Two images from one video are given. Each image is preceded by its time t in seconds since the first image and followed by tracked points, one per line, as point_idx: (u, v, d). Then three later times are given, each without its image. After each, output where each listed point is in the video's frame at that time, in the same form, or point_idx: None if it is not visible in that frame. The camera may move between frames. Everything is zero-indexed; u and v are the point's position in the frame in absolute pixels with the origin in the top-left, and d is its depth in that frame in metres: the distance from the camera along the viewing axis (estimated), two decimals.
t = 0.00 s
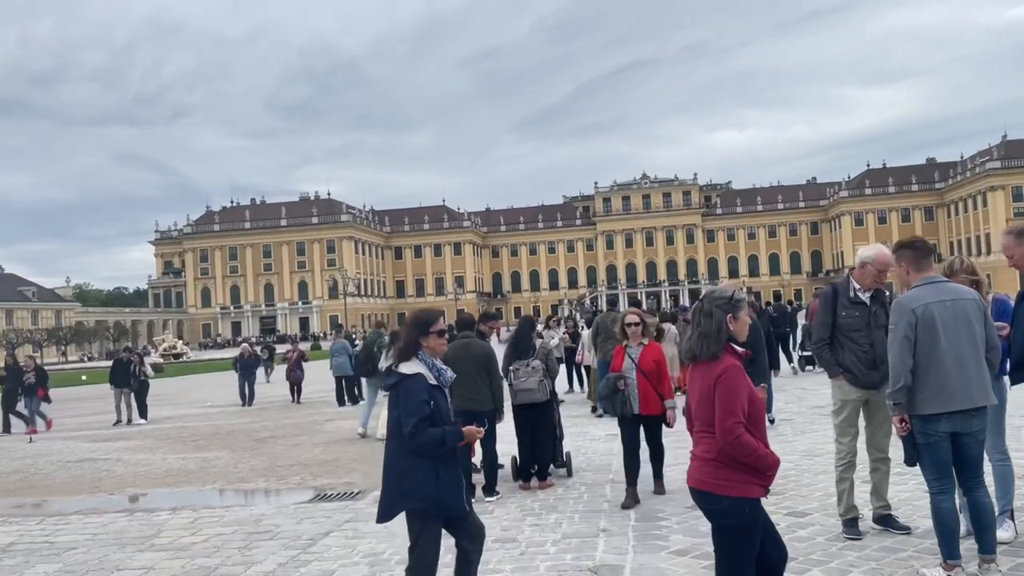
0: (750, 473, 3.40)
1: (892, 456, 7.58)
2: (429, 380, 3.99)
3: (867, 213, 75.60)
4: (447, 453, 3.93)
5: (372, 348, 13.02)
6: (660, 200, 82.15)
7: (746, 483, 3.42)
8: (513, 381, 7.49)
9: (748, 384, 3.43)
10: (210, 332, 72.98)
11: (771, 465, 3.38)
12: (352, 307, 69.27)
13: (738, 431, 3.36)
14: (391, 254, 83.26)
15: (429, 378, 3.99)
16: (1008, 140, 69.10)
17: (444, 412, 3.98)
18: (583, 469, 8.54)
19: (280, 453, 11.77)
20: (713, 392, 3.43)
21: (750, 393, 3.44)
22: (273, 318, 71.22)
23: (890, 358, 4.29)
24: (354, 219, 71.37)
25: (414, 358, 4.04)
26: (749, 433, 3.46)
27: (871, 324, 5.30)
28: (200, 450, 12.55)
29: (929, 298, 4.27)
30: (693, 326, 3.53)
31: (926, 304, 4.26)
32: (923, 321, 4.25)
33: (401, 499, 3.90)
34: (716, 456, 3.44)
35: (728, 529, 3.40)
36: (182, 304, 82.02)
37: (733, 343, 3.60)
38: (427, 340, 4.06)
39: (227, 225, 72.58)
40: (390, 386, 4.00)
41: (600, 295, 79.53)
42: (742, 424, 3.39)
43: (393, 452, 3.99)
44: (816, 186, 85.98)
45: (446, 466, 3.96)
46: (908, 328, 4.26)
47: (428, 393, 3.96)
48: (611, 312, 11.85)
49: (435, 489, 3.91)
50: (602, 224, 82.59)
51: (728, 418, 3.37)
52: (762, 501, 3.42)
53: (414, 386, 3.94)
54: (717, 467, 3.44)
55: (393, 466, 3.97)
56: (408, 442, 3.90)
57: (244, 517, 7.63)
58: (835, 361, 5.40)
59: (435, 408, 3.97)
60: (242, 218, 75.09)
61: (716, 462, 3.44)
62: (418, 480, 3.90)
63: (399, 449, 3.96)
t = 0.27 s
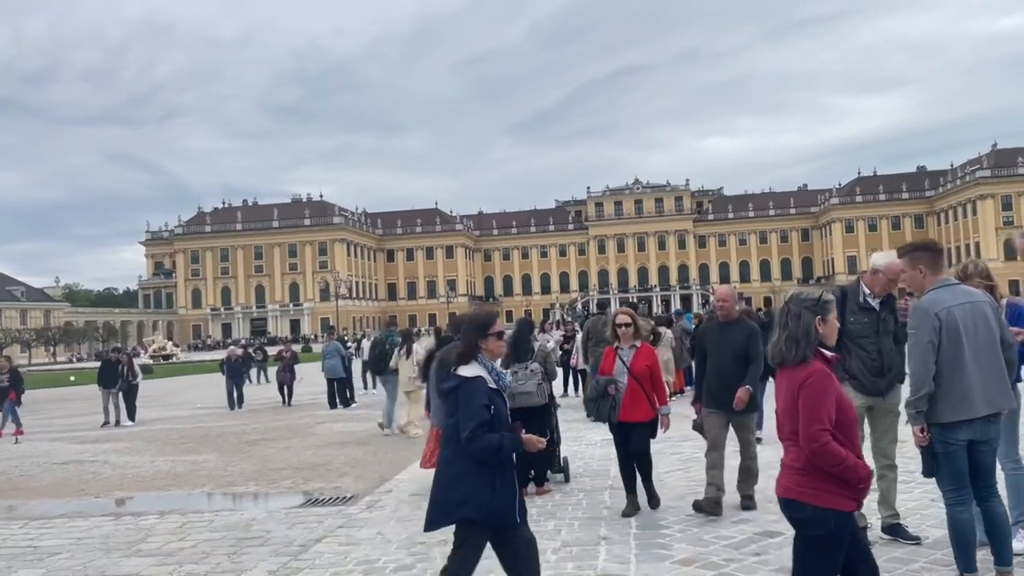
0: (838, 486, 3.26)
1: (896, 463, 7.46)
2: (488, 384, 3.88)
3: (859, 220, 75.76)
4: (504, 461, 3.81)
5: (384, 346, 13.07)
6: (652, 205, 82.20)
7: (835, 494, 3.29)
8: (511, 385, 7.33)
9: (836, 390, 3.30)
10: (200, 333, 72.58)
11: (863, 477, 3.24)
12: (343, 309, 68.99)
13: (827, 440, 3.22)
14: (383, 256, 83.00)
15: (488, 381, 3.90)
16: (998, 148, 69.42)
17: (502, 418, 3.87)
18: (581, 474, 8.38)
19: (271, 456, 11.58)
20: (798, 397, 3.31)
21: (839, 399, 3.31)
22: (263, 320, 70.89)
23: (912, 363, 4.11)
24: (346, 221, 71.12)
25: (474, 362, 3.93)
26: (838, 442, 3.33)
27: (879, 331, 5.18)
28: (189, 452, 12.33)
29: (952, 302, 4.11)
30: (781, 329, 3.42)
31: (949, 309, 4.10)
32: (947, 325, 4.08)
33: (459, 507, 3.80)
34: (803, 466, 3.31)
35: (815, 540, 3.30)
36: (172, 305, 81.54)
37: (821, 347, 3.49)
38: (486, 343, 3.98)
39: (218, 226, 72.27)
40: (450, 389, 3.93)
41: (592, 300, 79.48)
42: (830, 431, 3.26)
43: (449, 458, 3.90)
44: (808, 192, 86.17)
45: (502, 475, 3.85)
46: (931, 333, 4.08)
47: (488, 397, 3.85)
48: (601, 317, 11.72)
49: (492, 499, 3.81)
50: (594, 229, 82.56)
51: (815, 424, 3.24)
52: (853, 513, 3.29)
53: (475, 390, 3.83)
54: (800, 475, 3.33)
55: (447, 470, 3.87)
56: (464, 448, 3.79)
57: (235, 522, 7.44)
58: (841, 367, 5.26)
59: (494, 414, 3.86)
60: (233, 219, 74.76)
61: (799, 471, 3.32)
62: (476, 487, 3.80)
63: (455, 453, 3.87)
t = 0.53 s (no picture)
0: (926, 488, 3.12)
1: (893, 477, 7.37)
2: (541, 381, 3.90)
3: (846, 229, 76.13)
4: (557, 460, 3.86)
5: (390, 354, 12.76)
6: (641, 213, 82.28)
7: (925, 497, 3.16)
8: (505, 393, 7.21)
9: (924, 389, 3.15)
10: (184, 337, 71.89)
11: (955, 479, 3.09)
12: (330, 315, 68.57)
13: (914, 442, 3.08)
14: (371, 261, 82.62)
15: (541, 379, 3.91)
16: (984, 159, 69.98)
17: (556, 416, 3.89)
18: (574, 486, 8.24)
19: (256, 465, 11.35)
20: (882, 397, 3.16)
21: (927, 399, 3.16)
22: (249, 325, 70.34)
23: (930, 372, 3.95)
24: (334, 226, 70.75)
25: (527, 359, 3.97)
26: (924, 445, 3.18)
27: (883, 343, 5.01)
28: (172, 460, 12.09)
29: (969, 311, 4.00)
30: (864, 325, 3.29)
31: (966, 317, 3.98)
32: (965, 334, 3.95)
33: (513, 507, 3.85)
34: (889, 468, 3.17)
35: (906, 545, 3.16)
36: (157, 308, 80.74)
37: (907, 347, 3.35)
38: (540, 339, 4.01)
39: (204, 230, 71.74)
40: (501, 387, 3.95)
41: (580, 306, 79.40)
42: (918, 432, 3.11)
43: (501, 456, 3.95)
44: (795, 201, 86.54)
45: (557, 472, 3.88)
46: (952, 341, 3.93)
47: (540, 395, 3.87)
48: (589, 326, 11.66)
49: (547, 499, 3.85)
50: (583, 236, 82.55)
51: (901, 424, 3.09)
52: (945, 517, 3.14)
53: (527, 386, 3.85)
54: (885, 479, 3.19)
55: (501, 467, 3.93)
56: (515, 445, 3.84)
57: (219, 533, 7.23)
58: (841, 379, 5.11)
59: (546, 412, 3.86)
60: (220, 222, 74.24)
61: (886, 474, 3.18)
62: (531, 485, 3.85)
63: (508, 452, 3.90)
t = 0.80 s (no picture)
0: None
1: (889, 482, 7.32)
2: (600, 387, 3.65)
3: (832, 236, 76.51)
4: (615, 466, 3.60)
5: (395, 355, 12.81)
6: (629, 218, 82.41)
7: None
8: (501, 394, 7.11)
9: None
10: (170, 341, 71.34)
11: None
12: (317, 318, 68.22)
13: None
14: (359, 265, 82.31)
15: (598, 384, 3.67)
16: (968, 168, 70.56)
17: (612, 421, 3.64)
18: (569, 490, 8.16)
19: (244, 468, 11.19)
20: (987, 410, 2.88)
21: None
22: (235, 328, 69.88)
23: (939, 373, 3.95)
24: (322, 229, 70.44)
25: (584, 362, 3.73)
26: None
27: (886, 348, 4.98)
28: (158, 464, 11.89)
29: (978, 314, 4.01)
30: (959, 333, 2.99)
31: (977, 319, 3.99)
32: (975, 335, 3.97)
33: (569, 518, 3.59)
34: (995, 481, 2.89)
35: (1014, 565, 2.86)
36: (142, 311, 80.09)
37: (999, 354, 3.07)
38: (595, 343, 3.76)
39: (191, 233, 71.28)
40: (559, 393, 3.69)
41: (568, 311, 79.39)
42: None
43: (555, 463, 3.67)
44: (782, 208, 86.91)
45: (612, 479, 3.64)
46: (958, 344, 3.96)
47: (599, 402, 3.62)
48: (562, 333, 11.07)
49: (604, 509, 3.59)
50: (571, 241, 82.60)
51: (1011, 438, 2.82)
52: None
53: (587, 393, 3.60)
54: (991, 491, 2.90)
55: (554, 473, 3.66)
56: (572, 454, 3.59)
57: (207, 539, 7.08)
58: (845, 383, 5.03)
59: (604, 418, 3.62)
60: (207, 225, 73.78)
61: (992, 486, 2.89)
62: (588, 495, 3.58)
63: (563, 458, 3.64)
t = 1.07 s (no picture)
0: None
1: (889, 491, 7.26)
2: (677, 391, 3.63)
3: (820, 242, 76.85)
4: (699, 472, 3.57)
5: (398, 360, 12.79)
6: (618, 224, 82.49)
7: None
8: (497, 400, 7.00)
9: None
10: (156, 345, 70.79)
11: None
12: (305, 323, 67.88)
13: None
14: (347, 269, 82.01)
15: (677, 389, 3.64)
16: (955, 175, 71.04)
17: (691, 425, 3.62)
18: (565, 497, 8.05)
19: (234, 475, 11.02)
20: None
21: None
22: (223, 332, 69.42)
23: (955, 380, 3.89)
24: (310, 233, 70.12)
25: (659, 367, 3.72)
26: None
27: (896, 356, 4.90)
28: (147, 470, 11.72)
29: (994, 318, 3.94)
30: None
31: (994, 325, 3.92)
32: (990, 340, 3.90)
33: (655, 528, 3.58)
34: None
35: None
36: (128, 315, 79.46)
37: None
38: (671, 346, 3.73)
39: (178, 236, 70.83)
40: (635, 399, 3.66)
41: (557, 316, 79.35)
42: None
43: (637, 472, 3.67)
44: (771, 214, 87.24)
45: (698, 488, 3.61)
46: (975, 350, 3.88)
47: (678, 406, 3.60)
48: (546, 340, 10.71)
49: (688, 517, 3.57)
50: (560, 246, 82.59)
51: None
52: None
53: (665, 399, 3.57)
54: None
55: (637, 483, 3.65)
56: (655, 461, 3.57)
57: (199, 548, 6.94)
58: (853, 391, 4.96)
59: (685, 423, 3.61)
60: (194, 229, 73.34)
61: None
62: (673, 506, 3.56)
63: (645, 468, 3.63)
